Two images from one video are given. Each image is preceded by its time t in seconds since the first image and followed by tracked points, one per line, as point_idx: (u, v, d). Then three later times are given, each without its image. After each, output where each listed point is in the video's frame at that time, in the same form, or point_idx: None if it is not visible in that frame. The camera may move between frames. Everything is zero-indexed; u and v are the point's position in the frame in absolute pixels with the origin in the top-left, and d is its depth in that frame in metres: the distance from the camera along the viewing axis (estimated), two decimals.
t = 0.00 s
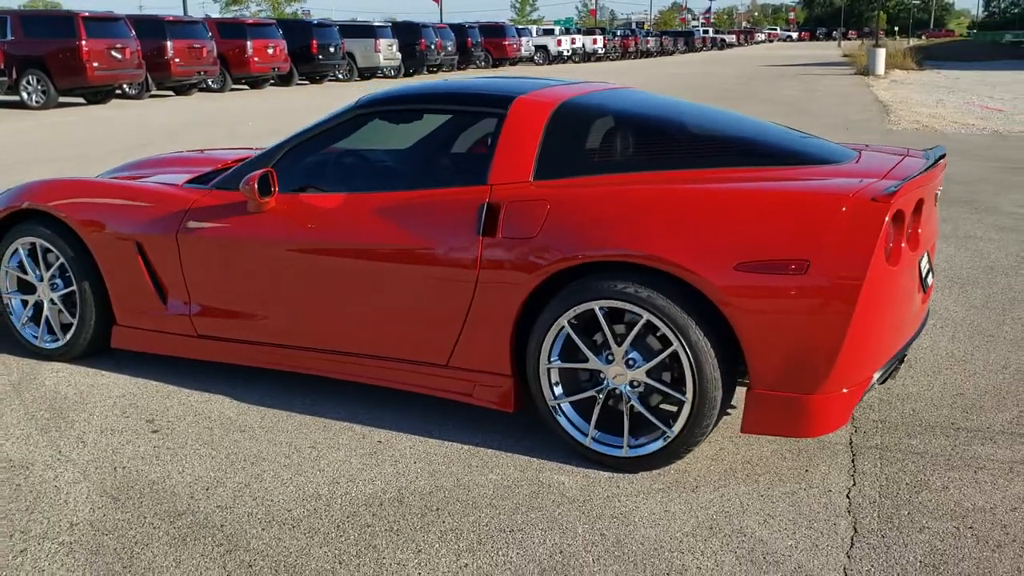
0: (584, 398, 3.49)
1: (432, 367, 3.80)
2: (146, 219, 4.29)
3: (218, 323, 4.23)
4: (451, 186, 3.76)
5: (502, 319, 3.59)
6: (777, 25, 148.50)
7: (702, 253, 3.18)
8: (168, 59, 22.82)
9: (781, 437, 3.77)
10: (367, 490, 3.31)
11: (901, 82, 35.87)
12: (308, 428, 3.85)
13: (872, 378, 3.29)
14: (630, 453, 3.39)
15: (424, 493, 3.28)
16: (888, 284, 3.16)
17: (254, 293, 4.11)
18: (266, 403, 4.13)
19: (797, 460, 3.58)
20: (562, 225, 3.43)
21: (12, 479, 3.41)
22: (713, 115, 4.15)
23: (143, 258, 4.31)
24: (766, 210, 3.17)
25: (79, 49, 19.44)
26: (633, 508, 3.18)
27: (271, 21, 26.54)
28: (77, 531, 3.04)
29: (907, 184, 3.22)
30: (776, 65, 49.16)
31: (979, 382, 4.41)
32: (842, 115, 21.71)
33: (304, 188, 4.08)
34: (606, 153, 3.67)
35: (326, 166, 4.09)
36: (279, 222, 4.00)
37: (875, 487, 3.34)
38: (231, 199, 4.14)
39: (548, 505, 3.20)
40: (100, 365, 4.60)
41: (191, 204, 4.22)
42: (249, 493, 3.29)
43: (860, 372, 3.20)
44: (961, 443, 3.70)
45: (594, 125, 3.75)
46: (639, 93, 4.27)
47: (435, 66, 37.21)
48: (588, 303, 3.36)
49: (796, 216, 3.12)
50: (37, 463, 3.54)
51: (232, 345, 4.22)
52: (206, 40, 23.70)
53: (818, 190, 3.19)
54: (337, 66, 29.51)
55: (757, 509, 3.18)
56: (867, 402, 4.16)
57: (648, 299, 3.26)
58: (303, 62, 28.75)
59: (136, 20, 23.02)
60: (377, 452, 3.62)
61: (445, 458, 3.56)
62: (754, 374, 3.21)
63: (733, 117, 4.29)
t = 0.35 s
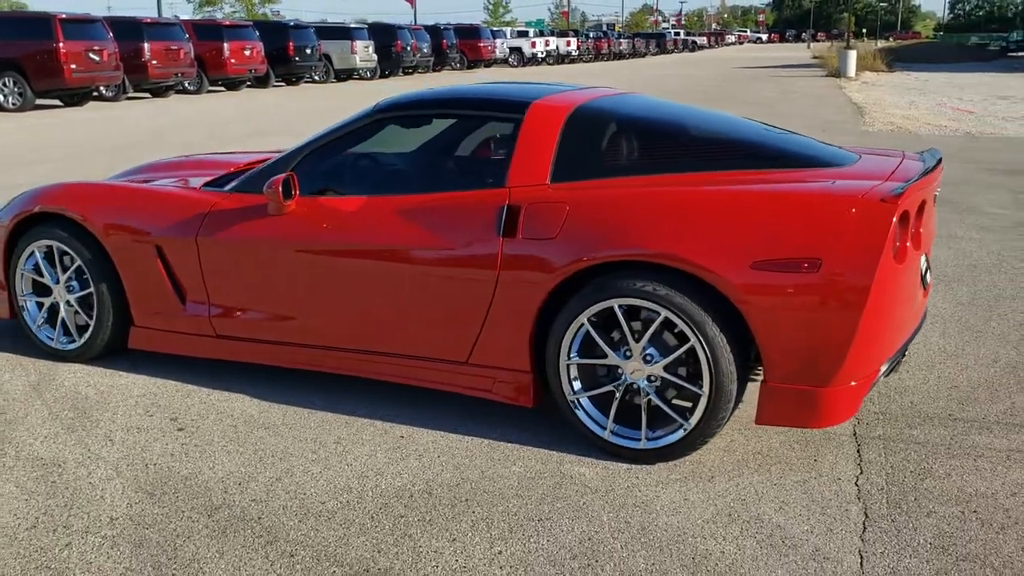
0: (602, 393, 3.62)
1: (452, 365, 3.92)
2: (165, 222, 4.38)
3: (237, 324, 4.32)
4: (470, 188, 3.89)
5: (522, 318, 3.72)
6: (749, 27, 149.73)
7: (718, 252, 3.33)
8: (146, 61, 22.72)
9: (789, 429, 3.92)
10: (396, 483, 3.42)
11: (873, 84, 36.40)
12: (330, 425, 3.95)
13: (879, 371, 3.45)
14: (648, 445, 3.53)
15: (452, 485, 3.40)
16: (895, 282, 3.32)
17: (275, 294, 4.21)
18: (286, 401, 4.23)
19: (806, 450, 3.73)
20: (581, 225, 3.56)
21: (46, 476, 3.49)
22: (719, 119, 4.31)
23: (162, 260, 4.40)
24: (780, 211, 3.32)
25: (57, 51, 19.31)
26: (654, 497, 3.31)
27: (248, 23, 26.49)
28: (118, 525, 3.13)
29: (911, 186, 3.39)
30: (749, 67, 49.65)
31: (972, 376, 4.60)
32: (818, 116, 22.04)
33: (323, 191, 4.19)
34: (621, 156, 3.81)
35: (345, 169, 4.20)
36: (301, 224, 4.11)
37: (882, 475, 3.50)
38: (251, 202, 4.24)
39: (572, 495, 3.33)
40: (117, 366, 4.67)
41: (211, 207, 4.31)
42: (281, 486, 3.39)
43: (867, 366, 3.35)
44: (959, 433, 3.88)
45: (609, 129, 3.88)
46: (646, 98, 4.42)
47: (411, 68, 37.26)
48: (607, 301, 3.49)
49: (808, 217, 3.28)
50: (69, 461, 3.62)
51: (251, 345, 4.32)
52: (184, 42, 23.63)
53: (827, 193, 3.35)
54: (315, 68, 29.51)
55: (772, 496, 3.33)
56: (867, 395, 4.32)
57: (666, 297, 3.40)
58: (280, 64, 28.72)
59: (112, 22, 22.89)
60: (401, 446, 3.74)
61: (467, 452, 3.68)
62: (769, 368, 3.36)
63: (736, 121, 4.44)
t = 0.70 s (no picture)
0: (619, 387, 3.73)
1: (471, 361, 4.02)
2: (182, 223, 4.44)
3: (254, 323, 4.39)
4: (486, 189, 3.98)
5: (540, 314, 3.82)
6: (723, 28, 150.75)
7: (734, 249, 3.45)
8: (124, 63, 22.59)
9: (797, 420, 4.05)
10: (421, 476, 3.52)
11: (847, 84, 36.79)
12: (350, 421, 4.03)
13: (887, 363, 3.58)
14: (665, 436, 3.64)
15: (476, 477, 3.49)
16: (903, 276, 3.46)
17: (292, 293, 4.28)
18: (303, 398, 4.30)
19: (815, 440, 3.86)
20: (599, 223, 3.67)
21: (76, 474, 3.54)
22: (725, 120, 4.43)
23: (178, 261, 4.46)
24: (793, 209, 3.44)
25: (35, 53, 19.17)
26: (673, 486, 3.42)
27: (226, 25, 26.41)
28: (153, 519, 3.20)
29: (917, 185, 3.52)
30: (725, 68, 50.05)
31: (967, 368, 4.75)
32: (797, 117, 22.31)
33: (340, 192, 4.27)
34: (634, 157, 3.92)
35: (361, 171, 4.29)
36: (318, 225, 4.18)
37: (890, 463, 3.64)
38: (268, 203, 4.31)
39: (594, 485, 3.43)
40: (131, 366, 4.72)
41: (228, 208, 4.38)
42: (310, 481, 3.47)
43: (875, 358, 3.47)
44: (961, 423, 4.03)
45: (622, 131, 3.99)
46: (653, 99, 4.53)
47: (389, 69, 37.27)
48: (625, 297, 3.60)
49: (820, 215, 3.40)
50: (96, 458, 3.68)
51: (268, 344, 4.39)
52: (163, 44, 23.53)
53: (837, 191, 3.47)
54: (294, 70, 29.46)
55: (786, 484, 3.45)
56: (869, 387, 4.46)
57: (682, 293, 3.52)
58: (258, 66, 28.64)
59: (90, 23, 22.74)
60: (422, 441, 3.82)
61: (487, 445, 3.78)
62: (782, 361, 3.48)
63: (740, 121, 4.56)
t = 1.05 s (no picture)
0: (635, 376, 3.80)
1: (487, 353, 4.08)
2: (194, 220, 4.46)
3: (267, 318, 4.42)
4: (502, 184, 4.04)
5: (557, 305, 3.89)
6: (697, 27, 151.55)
7: (751, 241, 3.52)
8: (101, 63, 22.40)
9: (806, 407, 4.14)
10: (444, 465, 3.57)
11: (820, 82, 37.18)
12: (368, 413, 4.08)
13: (898, 350, 3.67)
14: (681, 424, 3.71)
15: (499, 466, 3.55)
16: (914, 265, 3.55)
17: (306, 288, 4.32)
18: (318, 392, 4.34)
19: (825, 426, 3.95)
20: (615, 216, 3.74)
21: (99, 467, 3.56)
22: (732, 114, 4.51)
23: (191, 258, 4.48)
24: (807, 200, 3.52)
25: (11, 53, 18.97)
26: (692, 473, 3.50)
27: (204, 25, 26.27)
28: (183, 510, 3.22)
29: (926, 176, 3.62)
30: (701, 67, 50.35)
31: (966, 356, 4.87)
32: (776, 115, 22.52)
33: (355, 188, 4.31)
34: (648, 151, 3.99)
35: (374, 166, 4.33)
36: (333, 220, 4.22)
37: (900, 447, 3.74)
38: (283, 199, 4.34)
39: (615, 472, 3.50)
40: (143, 362, 4.74)
41: (241, 204, 4.40)
42: (334, 471, 3.51)
43: (886, 346, 3.56)
44: (965, 408, 4.14)
45: (634, 126, 4.07)
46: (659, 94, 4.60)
47: (366, 69, 37.20)
48: (643, 288, 3.67)
49: (835, 206, 3.49)
50: (118, 452, 3.70)
51: (282, 339, 4.42)
52: (139, 44, 23.35)
53: (850, 182, 3.56)
54: (272, 69, 29.35)
55: (802, 469, 3.54)
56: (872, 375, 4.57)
57: (700, 283, 3.59)
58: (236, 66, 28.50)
59: (66, 23, 22.53)
60: (441, 432, 3.88)
61: (506, 435, 3.83)
62: (798, 349, 3.56)
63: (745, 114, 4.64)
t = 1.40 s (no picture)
0: (654, 373, 3.88)
1: (506, 352, 4.14)
2: (210, 222, 4.48)
3: (284, 319, 4.45)
4: (520, 185, 4.10)
5: (577, 305, 3.96)
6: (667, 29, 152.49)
7: (770, 240, 3.61)
8: (74, 65, 22.18)
9: (818, 402, 4.24)
10: (470, 463, 3.63)
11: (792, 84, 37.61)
12: (388, 413, 4.12)
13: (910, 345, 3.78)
14: (701, 420, 3.80)
15: (524, 463, 3.61)
16: (926, 262, 3.66)
17: (323, 289, 4.36)
18: (336, 393, 4.38)
19: (837, 420, 4.06)
20: (634, 217, 3.81)
21: (128, 469, 3.58)
22: (739, 115, 4.60)
23: (206, 260, 4.50)
24: (824, 200, 3.62)
25: None
26: (714, 467, 3.58)
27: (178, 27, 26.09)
28: (218, 510, 3.25)
29: (936, 176, 3.73)
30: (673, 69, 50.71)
31: (964, 351, 5.00)
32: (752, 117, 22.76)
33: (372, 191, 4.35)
34: (663, 152, 4.07)
35: (391, 169, 4.38)
36: (351, 222, 4.26)
37: (912, 440, 3.84)
38: (301, 202, 4.38)
39: (640, 467, 3.57)
40: (156, 365, 4.75)
41: (258, 207, 4.43)
42: (362, 470, 3.56)
43: (899, 341, 3.66)
44: (970, 401, 4.26)
45: (649, 129, 4.15)
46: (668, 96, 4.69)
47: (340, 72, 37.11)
48: (663, 287, 3.75)
49: (851, 206, 3.59)
50: (144, 454, 3.72)
51: (299, 340, 4.46)
52: (113, 46, 23.14)
53: (864, 183, 3.66)
54: (247, 72, 29.21)
55: (820, 463, 3.63)
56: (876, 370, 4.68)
57: (719, 282, 3.68)
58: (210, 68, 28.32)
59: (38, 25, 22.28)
60: (463, 430, 3.93)
61: (528, 433, 3.90)
62: (815, 345, 3.66)
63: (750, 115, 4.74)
